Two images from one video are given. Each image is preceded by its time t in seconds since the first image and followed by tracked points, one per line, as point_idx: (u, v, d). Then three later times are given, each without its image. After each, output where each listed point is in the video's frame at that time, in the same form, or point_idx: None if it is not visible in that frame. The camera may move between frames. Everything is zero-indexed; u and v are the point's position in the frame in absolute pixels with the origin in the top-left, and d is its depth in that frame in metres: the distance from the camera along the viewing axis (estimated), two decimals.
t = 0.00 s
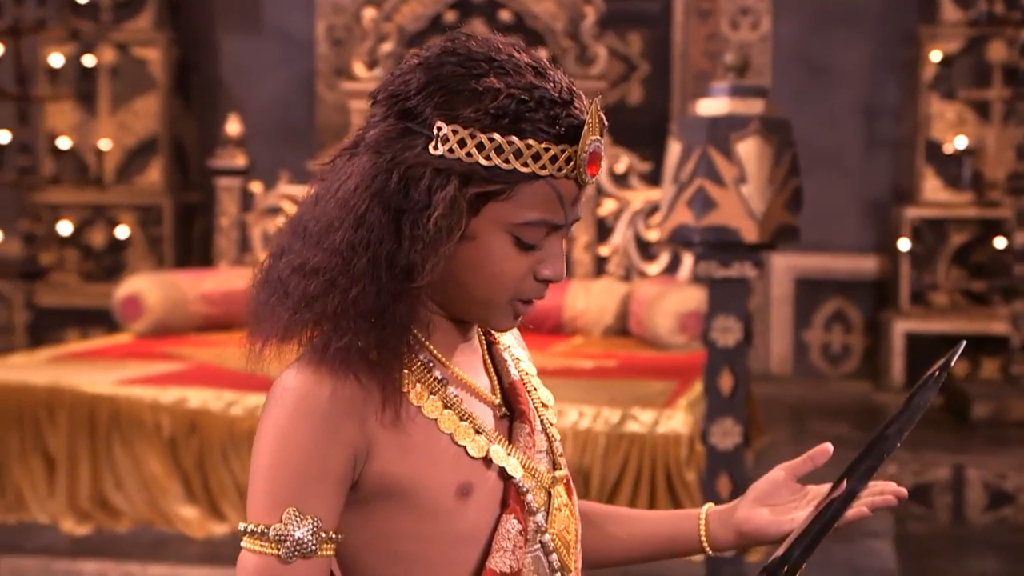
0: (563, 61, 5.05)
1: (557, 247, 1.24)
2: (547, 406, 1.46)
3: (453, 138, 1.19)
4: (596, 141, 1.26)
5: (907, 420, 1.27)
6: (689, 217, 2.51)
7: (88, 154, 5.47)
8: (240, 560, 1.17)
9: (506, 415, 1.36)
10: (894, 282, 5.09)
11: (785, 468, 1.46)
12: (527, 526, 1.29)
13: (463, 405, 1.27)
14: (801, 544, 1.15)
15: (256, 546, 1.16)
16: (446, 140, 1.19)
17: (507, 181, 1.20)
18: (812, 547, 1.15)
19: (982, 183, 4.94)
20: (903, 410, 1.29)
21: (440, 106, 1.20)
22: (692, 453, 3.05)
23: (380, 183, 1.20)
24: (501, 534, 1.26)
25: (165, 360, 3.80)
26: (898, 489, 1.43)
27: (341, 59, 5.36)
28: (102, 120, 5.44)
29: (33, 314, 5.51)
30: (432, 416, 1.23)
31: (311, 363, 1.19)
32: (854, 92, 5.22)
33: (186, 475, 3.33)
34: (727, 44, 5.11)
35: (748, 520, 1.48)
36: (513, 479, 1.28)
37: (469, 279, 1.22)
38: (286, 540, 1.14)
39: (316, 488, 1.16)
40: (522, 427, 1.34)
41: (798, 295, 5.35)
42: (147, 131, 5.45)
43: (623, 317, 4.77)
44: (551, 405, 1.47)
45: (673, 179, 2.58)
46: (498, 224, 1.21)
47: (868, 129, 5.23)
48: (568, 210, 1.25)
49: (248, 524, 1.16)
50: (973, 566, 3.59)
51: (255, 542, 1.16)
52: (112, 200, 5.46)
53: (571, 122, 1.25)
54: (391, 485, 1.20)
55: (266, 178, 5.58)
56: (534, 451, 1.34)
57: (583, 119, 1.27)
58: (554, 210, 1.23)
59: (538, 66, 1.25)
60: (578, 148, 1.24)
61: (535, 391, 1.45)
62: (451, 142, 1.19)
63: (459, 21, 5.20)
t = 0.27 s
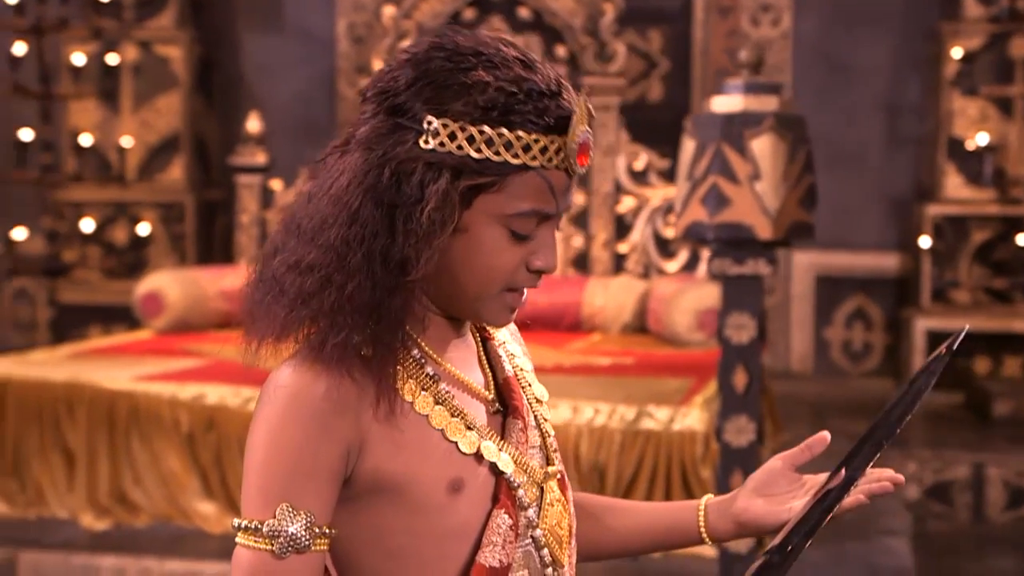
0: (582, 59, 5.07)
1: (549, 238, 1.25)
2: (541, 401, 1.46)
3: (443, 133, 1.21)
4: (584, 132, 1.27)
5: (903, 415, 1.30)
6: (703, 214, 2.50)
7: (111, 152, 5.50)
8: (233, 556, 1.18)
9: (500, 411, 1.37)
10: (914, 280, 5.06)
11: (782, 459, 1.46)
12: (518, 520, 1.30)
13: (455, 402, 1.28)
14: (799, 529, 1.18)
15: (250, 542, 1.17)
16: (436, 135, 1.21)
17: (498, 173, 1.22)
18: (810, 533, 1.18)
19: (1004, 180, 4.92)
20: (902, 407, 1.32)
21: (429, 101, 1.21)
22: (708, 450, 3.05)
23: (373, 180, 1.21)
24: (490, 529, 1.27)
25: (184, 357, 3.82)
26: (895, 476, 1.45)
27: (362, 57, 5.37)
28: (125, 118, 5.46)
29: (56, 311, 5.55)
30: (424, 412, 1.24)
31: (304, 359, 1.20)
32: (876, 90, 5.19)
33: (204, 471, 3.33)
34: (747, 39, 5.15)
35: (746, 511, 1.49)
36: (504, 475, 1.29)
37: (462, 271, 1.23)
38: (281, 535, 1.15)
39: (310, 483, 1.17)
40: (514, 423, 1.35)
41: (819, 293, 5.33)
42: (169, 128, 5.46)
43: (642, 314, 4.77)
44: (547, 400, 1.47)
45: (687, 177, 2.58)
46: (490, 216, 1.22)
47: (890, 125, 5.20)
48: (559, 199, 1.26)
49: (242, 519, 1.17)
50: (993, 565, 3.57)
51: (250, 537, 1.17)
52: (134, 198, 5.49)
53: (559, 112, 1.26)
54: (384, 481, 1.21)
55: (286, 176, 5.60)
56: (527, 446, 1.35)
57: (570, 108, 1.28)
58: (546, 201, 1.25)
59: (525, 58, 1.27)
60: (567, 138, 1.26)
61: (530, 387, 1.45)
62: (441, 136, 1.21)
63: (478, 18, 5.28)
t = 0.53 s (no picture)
0: (607, 57, 5.07)
1: (545, 210, 1.18)
2: (541, 396, 1.35)
3: (426, 121, 1.14)
4: (564, 102, 1.20)
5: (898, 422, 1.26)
6: (721, 212, 2.50)
7: (140, 150, 5.55)
8: (226, 550, 1.10)
9: (497, 404, 1.26)
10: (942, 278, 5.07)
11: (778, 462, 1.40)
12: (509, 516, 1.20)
13: (451, 394, 1.18)
14: (792, 535, 1.13)
15: (243, 532, 1.09)
16: (420, 123, 1.14)
17: (485, 153, 1.15)
18: (802, 539, 1.13)
19: None
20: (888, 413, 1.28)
21: (409, 90, 1.14)
22: (728, 448, 3.05)
23: (361, 175, 1.14)
24: (480, 525, 1.17)
25: (208, 354, 3.84)
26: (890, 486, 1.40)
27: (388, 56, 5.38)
28: (153, 117, 5.50)
29: (85, 308, 5.61)
30: (418, 403, 1.15)
31: (299, 348, 1.11)
32: (904, 87, 5.17)
33: (227, 468, 3.37)
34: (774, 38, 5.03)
35: (739, 513, 1.42)
36: (497, 470, 1.19)
37: (463, 258, 1.16)
38: (275, 527, 1.07)
39: (304, 476, 1.08)
40: (510, 417, 1.25)
41: (846, 292, 5.27)
42: (197, 127, 5.49)
43: (666, 313, 4.76)
44: (545, 395, 1.36)
45: (705, 175, 2.58)
46: (483, 198, 1.16)
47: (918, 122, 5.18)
48: (550, 167, 1.19)
49: (234, 511, 1.09)
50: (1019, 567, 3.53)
51: (244, 529, 1.08)
52: (163, 196, 5.53)
53: (538, 86, 1.20)
54: (380, 474, 1.12)
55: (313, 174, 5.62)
56: (522, 441, 1.24)
57: (545, 79, 1.21)
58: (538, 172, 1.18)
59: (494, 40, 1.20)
60: (548, 109, 1.19)
61: (528, 381, 1.34)
62: (424, 126, 1.14)
63: (503, 17, 5.20)
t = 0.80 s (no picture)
0: (634, 57, 5.06)
1: (539, 207, 1.08)
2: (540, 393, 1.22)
3: (416, 120, 1.04)
4: (556, 99, 1.09)
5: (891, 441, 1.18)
6: (742, 212, 2.50)
7: (171, 151, 5.59)
8: (219, 543, 1.01)
9: (494, 400, 1.14)
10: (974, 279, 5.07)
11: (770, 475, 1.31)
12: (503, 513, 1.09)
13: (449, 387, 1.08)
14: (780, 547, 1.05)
15: (239, 521, 0.99)
16: (410, 121, 1.04)
17: (475, 150, 1.05)
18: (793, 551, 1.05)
19: None
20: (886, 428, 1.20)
21: (398, 87, 1.04)
22: (750, 449, 3.04)
23: (353, 172, 1.05)
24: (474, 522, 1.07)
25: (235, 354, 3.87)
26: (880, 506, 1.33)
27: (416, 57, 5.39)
28: (185, 118, 5.54)
29: (117, 308, 5.66)
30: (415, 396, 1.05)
31: (297, 342, 1.02)
32: (935, 86, 5.14)
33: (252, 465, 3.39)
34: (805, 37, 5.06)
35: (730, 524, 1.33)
36: (492, 466, 1.08)
37: (457, 255, 1.06)
38: (271, 515, 0.98)
39: (299, 467, 0.99)
40: (507, 414, 1.13)
41: (877, 293, 5.25)
42: (228, 127, 5.51)
43: (693, 313, 4.75)
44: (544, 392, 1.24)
45: (726, 175, 2.58)
46: (475, 194, 1.05)
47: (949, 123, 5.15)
48: (541, 164, 1.08)
49: (228, 498, 1.00)
50: None
51: (239, 517, 0.99)
52: (194, 197, 5.56)
53: (521, 81, 1.08)
54: (377, 469, 1.03)
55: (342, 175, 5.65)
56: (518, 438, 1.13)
57: (537, 75, 1.10)
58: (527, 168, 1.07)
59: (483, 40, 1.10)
60: (538, 105, 1.07)
61: (528, 376, 1.21)
62: (415, 124, 1.04)
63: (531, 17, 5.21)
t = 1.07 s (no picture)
0: (657, 56, 5.05)
1: (532, 204, 1.03)
2: (538, 389, 1.17)
3: (408, 119, 1.00)
4: (546, 98, 1.04)
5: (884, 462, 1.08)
6: (759, 212, 2.50)
7: (197, 150, 5.63)
8: (210, 536, 0.97)
9: (490, 396, 1.09)
10: (1001, 280, 5.07)
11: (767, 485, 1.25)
12: (495, 509, 1.04)
13: (444, 381, 1.03)
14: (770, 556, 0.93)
15: (231, 512, 0.95)
16: (399, 121, 1.00)
17: (463, 147, 1.00)
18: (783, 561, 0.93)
19: None
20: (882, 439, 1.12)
21: (389, 84, 1.00)
22: (769, 448, 3.03)
23: (345, 170, 1.01)
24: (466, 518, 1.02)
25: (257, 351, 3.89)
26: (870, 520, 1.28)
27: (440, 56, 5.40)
28: (211, 117, 5.56)
29: (143, 305, 5.71)
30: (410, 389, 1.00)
31: (290, 335, 0.98)
32: (962, 84, 5.10)
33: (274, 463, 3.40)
34: (831, 37, 5.08)
35: (724, 533, 1.27)
36: (485, 461, 1.03)
37: (447, 253, 1.01)
38: (260, 510, 0.94)
39: (291, 461, 0.94)
40: (501, 410, 1.08)
41: (904, 292, 5.21)
42: (255, 127, 5.52)
43: (715, 312, 4.74)
44: (544, 388, 1.18)
45: (744, 173, 2.57)
46: (465, 191, 1.01)
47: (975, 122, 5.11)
48: (532, 163, 1.03)
49: (221, 490, 0.96)
50: None
51: (230, 509, 0.95)
52: (220, 196, 5.57)
53: (513, 80, 1.04)
54: (371, 461, 0.98)
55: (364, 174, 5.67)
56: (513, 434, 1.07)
57: (526, 73, 1.05)
58: (519, 165, 1.03)
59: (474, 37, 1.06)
60: (528, 103, 1.03)
61: (525, 371, 1.15)
62: (405, 123, 1.00)
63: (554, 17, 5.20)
